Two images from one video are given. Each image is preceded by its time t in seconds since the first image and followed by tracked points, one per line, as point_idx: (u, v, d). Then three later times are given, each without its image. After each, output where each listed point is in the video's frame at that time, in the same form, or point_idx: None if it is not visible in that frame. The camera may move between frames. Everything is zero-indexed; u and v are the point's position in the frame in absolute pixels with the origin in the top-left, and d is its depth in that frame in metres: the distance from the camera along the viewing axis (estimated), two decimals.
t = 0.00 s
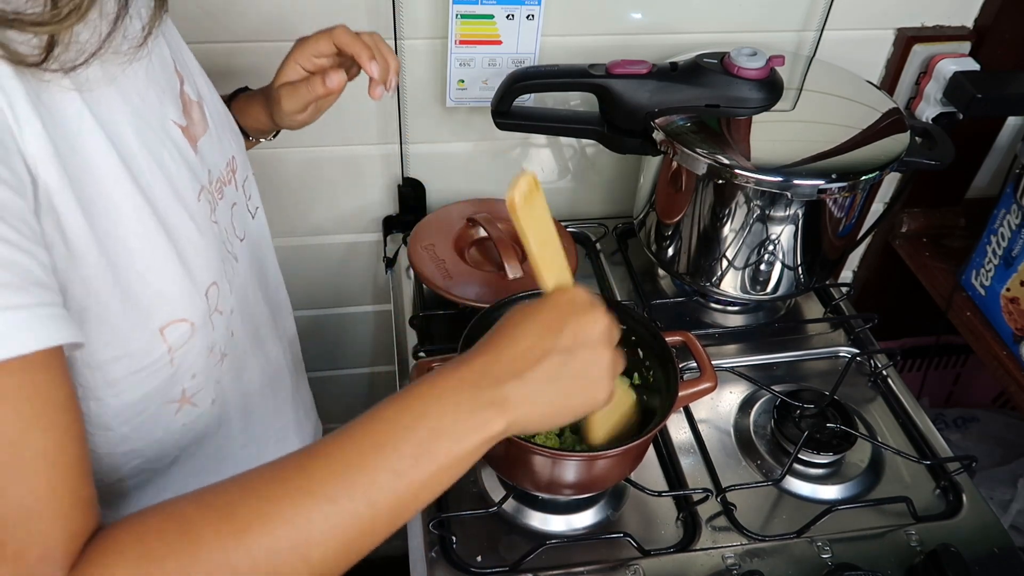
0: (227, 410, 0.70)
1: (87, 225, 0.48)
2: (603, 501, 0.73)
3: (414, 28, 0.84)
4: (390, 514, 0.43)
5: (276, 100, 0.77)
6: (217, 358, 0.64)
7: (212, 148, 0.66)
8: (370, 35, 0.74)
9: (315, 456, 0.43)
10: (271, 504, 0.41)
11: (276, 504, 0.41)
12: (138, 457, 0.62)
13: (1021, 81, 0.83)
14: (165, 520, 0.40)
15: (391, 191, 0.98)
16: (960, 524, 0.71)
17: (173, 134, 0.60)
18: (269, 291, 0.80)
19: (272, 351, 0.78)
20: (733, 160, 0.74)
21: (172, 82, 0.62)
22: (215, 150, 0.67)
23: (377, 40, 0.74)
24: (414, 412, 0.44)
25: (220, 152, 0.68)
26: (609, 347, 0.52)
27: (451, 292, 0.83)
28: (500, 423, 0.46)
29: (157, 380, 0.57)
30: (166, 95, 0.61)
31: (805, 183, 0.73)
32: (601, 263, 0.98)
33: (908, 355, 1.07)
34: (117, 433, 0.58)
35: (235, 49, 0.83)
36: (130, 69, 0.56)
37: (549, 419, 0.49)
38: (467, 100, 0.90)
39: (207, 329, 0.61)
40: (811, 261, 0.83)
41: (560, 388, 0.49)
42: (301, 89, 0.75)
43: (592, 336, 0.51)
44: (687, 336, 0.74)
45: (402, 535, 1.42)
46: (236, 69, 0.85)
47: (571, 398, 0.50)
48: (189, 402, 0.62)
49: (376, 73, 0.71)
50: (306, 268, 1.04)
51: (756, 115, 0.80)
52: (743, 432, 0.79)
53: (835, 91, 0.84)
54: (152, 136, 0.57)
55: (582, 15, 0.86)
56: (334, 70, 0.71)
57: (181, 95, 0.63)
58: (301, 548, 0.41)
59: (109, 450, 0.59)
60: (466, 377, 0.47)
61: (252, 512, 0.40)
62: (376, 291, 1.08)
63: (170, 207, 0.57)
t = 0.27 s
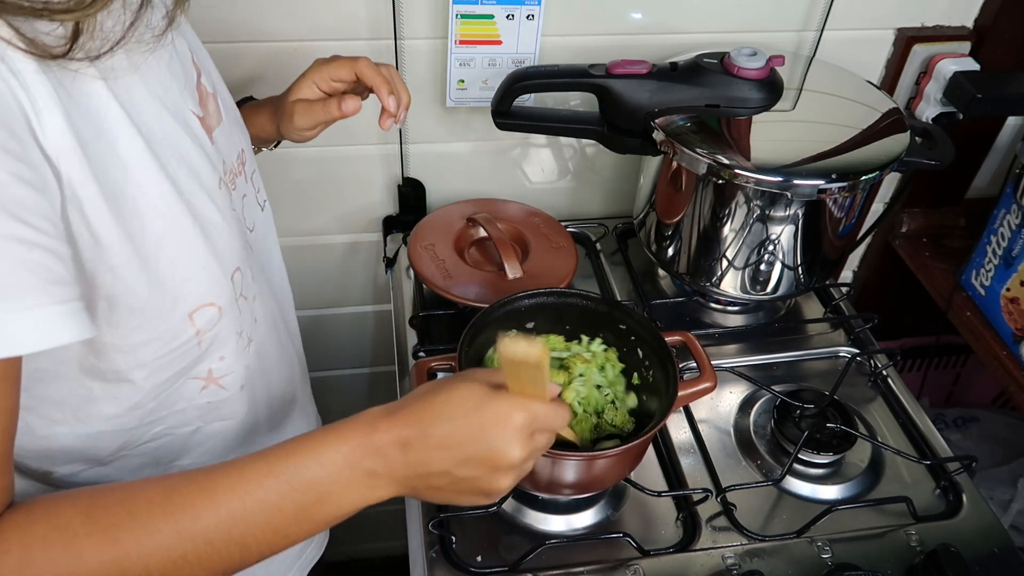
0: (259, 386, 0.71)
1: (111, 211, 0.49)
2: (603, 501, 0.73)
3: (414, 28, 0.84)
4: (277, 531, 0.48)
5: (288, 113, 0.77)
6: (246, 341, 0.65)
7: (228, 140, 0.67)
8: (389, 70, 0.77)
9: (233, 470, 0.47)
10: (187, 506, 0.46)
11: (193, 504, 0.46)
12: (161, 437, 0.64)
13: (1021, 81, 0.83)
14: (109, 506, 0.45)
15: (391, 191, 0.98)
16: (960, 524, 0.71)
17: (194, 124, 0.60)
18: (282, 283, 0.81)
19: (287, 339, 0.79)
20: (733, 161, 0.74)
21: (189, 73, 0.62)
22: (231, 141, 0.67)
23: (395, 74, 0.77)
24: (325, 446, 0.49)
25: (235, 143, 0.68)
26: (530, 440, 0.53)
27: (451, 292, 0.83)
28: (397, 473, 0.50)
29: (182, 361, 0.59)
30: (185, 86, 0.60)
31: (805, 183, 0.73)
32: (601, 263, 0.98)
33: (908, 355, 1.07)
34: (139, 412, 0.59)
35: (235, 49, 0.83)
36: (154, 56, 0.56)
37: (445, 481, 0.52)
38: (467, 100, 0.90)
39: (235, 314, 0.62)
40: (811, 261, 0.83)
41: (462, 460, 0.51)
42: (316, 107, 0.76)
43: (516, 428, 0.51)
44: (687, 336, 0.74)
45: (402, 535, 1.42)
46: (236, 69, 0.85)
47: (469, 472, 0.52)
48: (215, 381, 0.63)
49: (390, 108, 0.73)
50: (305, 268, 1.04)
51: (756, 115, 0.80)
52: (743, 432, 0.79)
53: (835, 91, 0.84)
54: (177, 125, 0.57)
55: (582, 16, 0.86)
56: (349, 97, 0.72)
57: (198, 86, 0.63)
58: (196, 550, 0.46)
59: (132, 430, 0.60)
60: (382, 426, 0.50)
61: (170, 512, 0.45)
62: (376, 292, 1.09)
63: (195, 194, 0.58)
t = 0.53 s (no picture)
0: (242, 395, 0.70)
1: (90, 209, 0.48)
2: (603, 501, 0.73)
3: (414, 28, 0.84)
4: (282, 461, 0.46)
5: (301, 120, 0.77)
6: (227, 343, 0.64)
7: (226, 141, 0.66)
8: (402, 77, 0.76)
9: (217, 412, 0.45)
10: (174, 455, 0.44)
11: (180, 452, 0.44)
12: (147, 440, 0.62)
13: (1021, 81, 0.83)
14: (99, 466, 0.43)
15: (391, 191, 0.98)
16: (960, 524, 0.71)
17: (187, 123, 0.60)
18: (285, 288, 0.80)
19: (283, 342, 0.78)
20: (733, 161, 0.74)
21: (186, 72, 0.62)
22: (229, 142, 0.67)
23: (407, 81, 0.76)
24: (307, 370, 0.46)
25: (234, 144, 0.68)
26: (508, 322, 0.48)
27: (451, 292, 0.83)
28: (389, 376, 0.46)
29: (160, 364, 0.58)
30: (181, 86, 0.60)
31: (805, 183, 0.73)
32: (601, 263, 0.98)
33: (908, 355, 1.07)
34: (123, 413, 0.58)
35: (235, 49, 0.83)
36: (144, 56, 0.56)
37: (442, 379, 0.48)
38: (467, 100, 0.90)
39: (220, 317, 0.61)
40: (811, 261, 0.83)
41: (448, 356, 0.47)
42: (327, 112, 0.76)
43: (488, 315, 0.47)
44: (687, 336, 0.74)
45: (402, 535, 1.42)
46: (235, 69, 0.85)
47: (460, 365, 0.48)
48: (197, 386, 0.63)
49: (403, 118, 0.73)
50: (305, 268, 1.04)
51: (756, 115, 0.80)
52: (743, 432, 0.79)
53: (835, 91, 0.84)
54: (167, 123, 0.57)
55: (582, 16, 0.86)
56: (362, 105, 0.72)
57: (194, 86, 0.63)
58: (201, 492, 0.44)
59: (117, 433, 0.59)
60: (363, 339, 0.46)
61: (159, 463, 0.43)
62: (376, 292, 1.08)
63: (185, 194, 0.57)
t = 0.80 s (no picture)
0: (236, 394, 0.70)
1: (80, 207, 0.48)
2: (603, 501, 0.73)
3: (413, 28, 0.84)
4: (271, 486, 0.46)
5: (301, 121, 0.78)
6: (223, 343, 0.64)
7: (225, 139, 0.66)
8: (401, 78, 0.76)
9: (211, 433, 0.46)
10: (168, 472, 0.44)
11: (166, 475, 0.44)
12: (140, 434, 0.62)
13: (1021, 81, 0.83)
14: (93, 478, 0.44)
15: (391, 191, 0.98)
16: (960, 524, 0.71)
17: (185, 121, 0.60)
18: (286, 287, 0.81)
19: (281, 340, 0.78)
20: (733, 160, 0.74)
21: (185, 69, 0.62)
22: (228, 141, 0.67)
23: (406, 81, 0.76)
24: (301, 395, 0.47)
25: (232, 142, 0.68)
26: (497, 346, 0.50)
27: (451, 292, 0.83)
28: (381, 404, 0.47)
29: (153, 362, 0.58)
30: (178, 83, 0.60)
31: (805, 183, 0.73)
32: (601, 263, 0.98)
33: (908, 355, 1.07)
34: (115, 407, 0.58)
35: (235, 49, 0.83)
36: (141, 54, 0.56)
37: (432, 406, 0.49)
38: (467, 100, 0.90)
39: (215, 317, 0.61)
40: (811, 261, 0.83)
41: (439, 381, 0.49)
42: (327, 114, 0.75)
43: (479, 338, 0.49)
44: (687, 336, 0.74)
45: (403, 535, 1.42)
46: (235, 69, 0.85)
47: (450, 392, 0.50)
48: (192, 384, 0.62)
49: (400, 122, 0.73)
50: (306, 268, 1.04)
51: (756, 115, 0.80)
52: (743, 432, 0.79)
53: (835, 91, 0.84)
54: (163, 121, 0.57)
55: (582, 15, 0.86)
56: (361, 107, 0.72)
57: (193, 84, 0.63)
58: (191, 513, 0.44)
59: (106, 425, 0.59)
60: (354, 364, 0.48)
61: (152, 478, 0.44)
62: (376, 291, 1.08)
63: (180, 193, 0.57)
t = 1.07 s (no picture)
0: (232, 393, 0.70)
1: (74, 204, 0.48)
2: (603, 501, 0.73)
3: (413, 28, 0.84)
4: (287, 497, 0.47)
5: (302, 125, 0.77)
6: (218, 342, 0.64)
7: (224, 137, 0.67)
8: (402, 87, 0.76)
9: (231, 442, 0.47)
10: (188, 479, 0.45)
11: (180, 482, 0.45)
12: (135, 433, 0.62)
13: (1021, 81, 0.83)
14: (114, 479, 0.45)
15: (391, 191, 0.98)
16: (960, 524, 0.71)
17: (183, 119, 0.60)
18: (279, 285, 0.80)
19: (280, 338, 0.78)
20: (733, 161, 0.74)
21: (183, 67, 0.62)
22: (227, 139, 0.67)
23: (407, 91, 0.76)
24: (321, 408, 0.48)
25: (232, 140, 0.68)
26: (509, 358, 0.53)
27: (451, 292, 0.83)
28: (397, 418, 0.49)
29: (149, 360, 0.57)
30: (177, 80, 0.60)
31: (805, 183, 0.73)
32: (601, 263, 0.98)
33: (907, 355, 1.07)
34: (109, 407, 0.58)
35: (235, 49, 0.83)
36: (137, 51, 0.56)
37: (447, 422, 0.51)
38: (467, 100, 0.90)
39: (212, 316, 0.61)
40: (811, 261, 0.83)
41: (454, 396, 0.51)
42: (329, 117, 0.75)
43: (491, 350, 0.51)
44: (687, 336, 0.74)
45: (403, 535, 1.42)
46: (235, 69, 0.85)
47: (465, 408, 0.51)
48: (188, 384, 0.62)
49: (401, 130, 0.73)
50: (306, 268, 1.04)
51: (756, 115, 0.80)
52: (743, 432, 0.79)
53: (835, 91, 0.84)
54: (161, 118, 0.57)
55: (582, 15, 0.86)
56: (363, 112, 0.72)
57: (192, 81, 0.63)
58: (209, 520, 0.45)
59: (102, 424, 0.59)
60: (369, 379, 0.50)
61: (171, 485, 0.45)
62: (376, 291, 1.08)
63: (178, 190, 0.57)
